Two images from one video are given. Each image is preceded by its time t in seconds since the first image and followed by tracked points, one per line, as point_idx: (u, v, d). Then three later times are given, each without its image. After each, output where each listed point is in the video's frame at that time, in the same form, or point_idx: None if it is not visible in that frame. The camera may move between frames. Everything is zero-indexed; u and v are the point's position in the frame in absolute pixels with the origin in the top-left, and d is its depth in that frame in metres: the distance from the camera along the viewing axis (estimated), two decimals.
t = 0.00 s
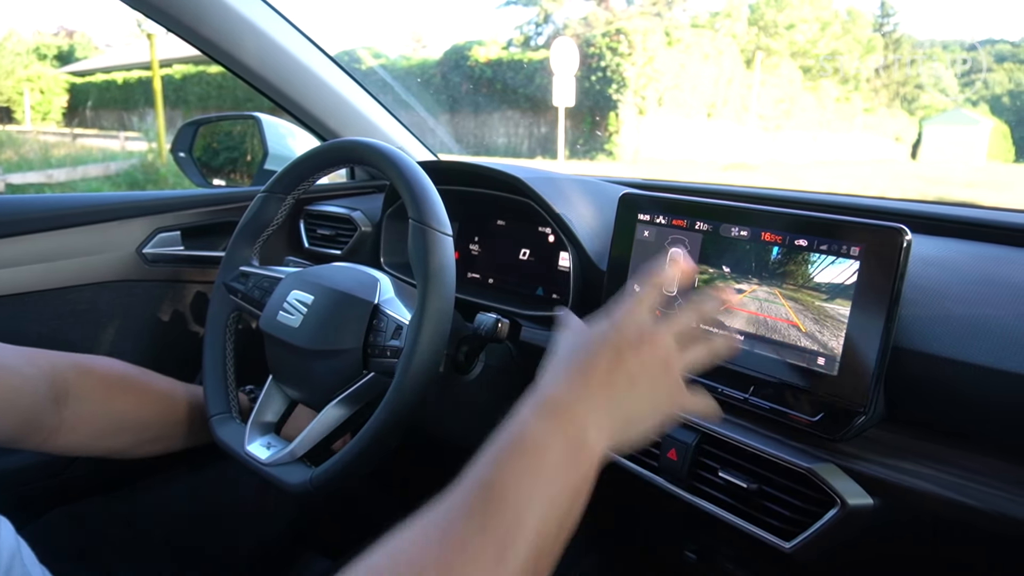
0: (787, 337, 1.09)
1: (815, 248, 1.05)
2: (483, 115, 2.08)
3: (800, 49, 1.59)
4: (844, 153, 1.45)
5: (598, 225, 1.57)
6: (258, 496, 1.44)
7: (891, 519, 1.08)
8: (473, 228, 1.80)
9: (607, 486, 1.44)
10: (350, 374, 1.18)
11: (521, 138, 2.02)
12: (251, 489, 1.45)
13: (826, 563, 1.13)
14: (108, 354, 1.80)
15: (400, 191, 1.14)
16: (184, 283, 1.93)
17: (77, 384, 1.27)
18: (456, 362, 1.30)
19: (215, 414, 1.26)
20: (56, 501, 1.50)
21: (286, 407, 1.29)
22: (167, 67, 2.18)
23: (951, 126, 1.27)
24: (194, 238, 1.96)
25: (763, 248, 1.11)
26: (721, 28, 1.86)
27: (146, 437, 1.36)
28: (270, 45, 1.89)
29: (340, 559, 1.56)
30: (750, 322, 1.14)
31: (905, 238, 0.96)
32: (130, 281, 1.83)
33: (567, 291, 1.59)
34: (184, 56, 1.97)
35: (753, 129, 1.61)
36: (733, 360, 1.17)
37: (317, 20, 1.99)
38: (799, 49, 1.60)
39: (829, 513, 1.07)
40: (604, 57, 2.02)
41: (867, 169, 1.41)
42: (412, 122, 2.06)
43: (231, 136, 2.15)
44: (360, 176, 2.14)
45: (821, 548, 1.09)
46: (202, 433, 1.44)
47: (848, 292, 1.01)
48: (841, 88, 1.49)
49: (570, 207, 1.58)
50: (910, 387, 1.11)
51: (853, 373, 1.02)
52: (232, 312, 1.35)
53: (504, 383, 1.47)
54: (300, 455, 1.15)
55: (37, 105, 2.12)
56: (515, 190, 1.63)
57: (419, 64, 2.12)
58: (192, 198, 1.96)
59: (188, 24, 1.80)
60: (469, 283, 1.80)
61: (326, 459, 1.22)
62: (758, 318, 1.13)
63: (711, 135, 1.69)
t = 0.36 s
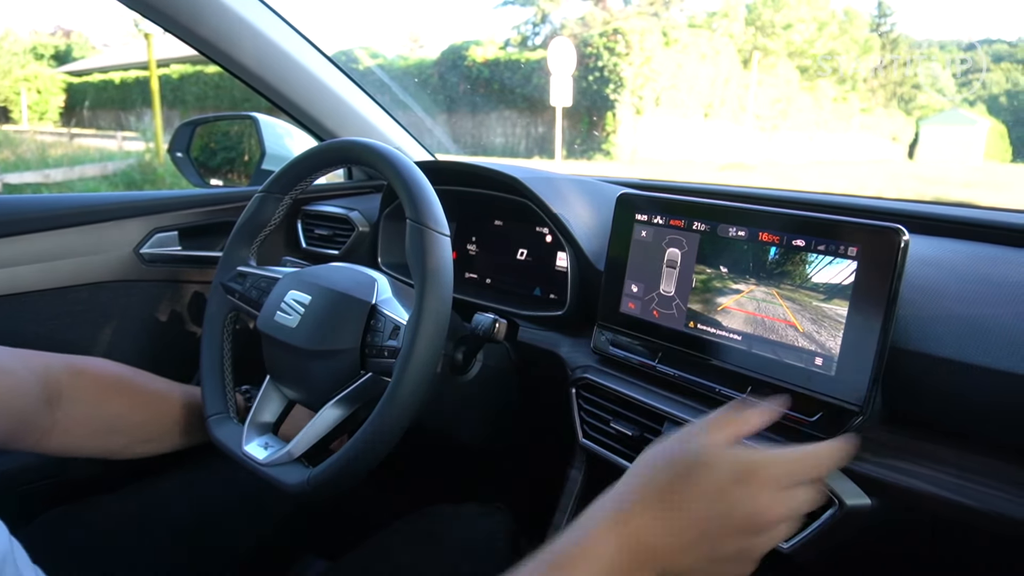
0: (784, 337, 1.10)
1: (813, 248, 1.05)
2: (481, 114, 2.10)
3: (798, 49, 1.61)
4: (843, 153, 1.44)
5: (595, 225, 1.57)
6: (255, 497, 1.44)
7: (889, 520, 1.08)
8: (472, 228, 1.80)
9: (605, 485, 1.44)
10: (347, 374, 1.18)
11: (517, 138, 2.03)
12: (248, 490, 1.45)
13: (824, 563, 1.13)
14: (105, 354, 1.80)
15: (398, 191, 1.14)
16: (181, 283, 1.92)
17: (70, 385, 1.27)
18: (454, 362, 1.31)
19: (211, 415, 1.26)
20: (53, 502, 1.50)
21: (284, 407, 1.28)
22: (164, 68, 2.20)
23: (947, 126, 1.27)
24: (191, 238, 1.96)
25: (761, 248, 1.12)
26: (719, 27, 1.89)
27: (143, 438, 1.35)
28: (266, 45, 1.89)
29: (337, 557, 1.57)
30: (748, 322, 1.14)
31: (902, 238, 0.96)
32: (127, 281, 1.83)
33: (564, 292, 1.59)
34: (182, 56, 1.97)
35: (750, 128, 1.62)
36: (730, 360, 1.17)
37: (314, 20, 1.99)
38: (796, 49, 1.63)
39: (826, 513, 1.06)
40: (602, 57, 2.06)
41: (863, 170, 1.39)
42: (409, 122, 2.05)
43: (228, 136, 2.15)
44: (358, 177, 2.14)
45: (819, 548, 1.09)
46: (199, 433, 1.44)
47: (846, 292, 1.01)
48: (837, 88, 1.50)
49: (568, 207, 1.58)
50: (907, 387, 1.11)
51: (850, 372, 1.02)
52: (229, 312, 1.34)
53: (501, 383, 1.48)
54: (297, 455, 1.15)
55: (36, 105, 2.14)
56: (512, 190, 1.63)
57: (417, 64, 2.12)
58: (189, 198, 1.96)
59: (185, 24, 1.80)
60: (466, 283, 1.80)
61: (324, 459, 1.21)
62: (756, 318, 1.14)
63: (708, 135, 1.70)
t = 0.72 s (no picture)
0: (783, 337, 1.10)
1: (811, 249, 1.05)
2: (479, 114, 2.09)
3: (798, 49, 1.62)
4: (843, 153, 1.43)
5: (594, 226, 1.56)
6: (253, 497, 1.44)
7: (886, 520, 1.08)
8: (470, 227, 1.80)
9: (603, 485, 1.44)
10: (347, 375, 1.18)
11: (517, 137, 2.04)
12: (247, 490, 1.45)
13: (821, 563, 1.13)
14: (105, 354, 1.80)
15: (397, 191, 1.14)
16: (180, 283, 1.92)
17: (71, 386, 1.26)
18: (453, 363, 1.30)
19: (210, 415, 1.26)
20: (52, 502, 1.50)
21: (283, 407, 1.28)
22: (163, 67, 2.19)
23: (946, 126, 1.27)
24: (190, 237, 1.97)
25: (760, 248, 1.11)
26: (718, 26, 1.90)
27: (141, 439, 1.36)
28: (265, 45, 1.88)
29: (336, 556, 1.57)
30: (746, 322, 1.14)
31: (902, 239, 0.96)
32: (127, 282, 1.83)
33: (563, 292, 1.59)
34: (181, 56, 1.97)
35: (750, 128, 1.62)
36: (729, 361, 1.17)
37: (313, 19, 1.98)
38: (796, 48, 1.63)
39: (825, 513, 1.06)
40: (601, 57, 2.07)
41: (860, 170, 1.39)
42: (408, 122, 2.05)
43: (227, 136, 2.17)
44: (357, 177, 2.14)
45: (816, 548, 1.09)
46: (197, 434, 1.44)
47: (845, 292, 1.01)
48: (837, 88, 1.50)
49: (567, 207, 1.58)
50: (905, 388, 1.11)
51: (850, 373, 1.02)
52: (227, 313, 1.34)
53: (500, 383, 1.48)
54: (296, 455, 1.14)
55: (33, 105, 2.11)
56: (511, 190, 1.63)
57: (416, 64, 2.12)
58: (190, 199, 1.97)
59: (184, 24, 1.80)
60: (465, 282, 1.80)
61: (322, 459, 1.21)
62: (754, 319, 1.13)
63: (708, 134, 1.70)
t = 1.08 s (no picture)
0: (783, 338, 1.10)
1: (811, 249, 1.05)
2: (479, 114, 2.09)
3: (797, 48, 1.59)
4: (841, 152, 1.44)
5: (594, 226, 1.56)
6: (254, 497, 1.44)
7: (885, 520, 1.08)
8: (470, 228, 1.80)
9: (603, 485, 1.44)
10: (347, 375, 1.18)
11: (516, 137, 2.04)
12: (247, 490, 1.45)
13: (821, 563, 1.13)
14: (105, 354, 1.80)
15: (397, 192, 1.14)
16: (180, 283, 1.92)
17: (73, 385, 1.27)
18: (452, 363, 1.30)
19: (210, 415, 1.26)
20: (52, 502, 1.50)
21: (283, 408, 1.28)
22: (162, 66, 2.18)
23: (945, 125, 1.27)
24: (190, 237, 1.97)
25: (759, 248, 1.12)
26: (717, 27, 1.89)
27: (142, 439, 1.36)
28: (265, 45, 1.88)
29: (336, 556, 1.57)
30: (747, 322, 1.14)
31: (902, 240, 0.96)
32: (127, 281, 1.83)
33: (563, 292, 1.59)
34: (180, 55, 1.97)
35: (750, 127, 1.62)
36: (729, 361, 1.17)
37: (312, 18, 1.98)
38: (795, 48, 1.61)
39: (824, 514, 1.06)
40: (600, 57, 2.06)
41: (859, 169, 1.40)
42: (407, 122, 2.06)
43: (227, 135, 2.16)
44: (357, 177, 2.13)
45: (816, 548, 1.09)
46: (197, 434, 1.44)
47: (845, 293, 1.01)
48: (836, 87, 1.49)
49: (567, 207, 1.58)
50: (904, 388, 1.11)
51: (849, 373, 1.02)
52: (227, 313, 1.34)
53: (499, 383, 1.48)
54: (296, 455, 1.15)
55: (32, 105, 2.11)
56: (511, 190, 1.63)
57: (415, 63, 2.12)
58: (190, 198, 1.97)
59: (183, 24, 1.80)
60: (465, 282, 1.80)
61: (322, 459, 1.21)
62: (754, 319, 1.14)
63: (707, 134, 1.70)
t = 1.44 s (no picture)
0: (783, 338, 1.10)
1: (811, 249, 1.05)
2: (479, 114, 2.09)
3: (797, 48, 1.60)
4: (840, 152, 1.44)
5: (594, 226, 1.57)
6: (253, 497, 1.44)
7: (885, 520, 1.08)
8: (470, 228, 1.80)
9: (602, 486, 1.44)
10: (347, 375, 1.18)
11: (517, 137, 2.03)
12: (247, 490, 1.45)
13: (821, 563, 1.13)
14: (105, 354, 1.80)
15: (397, 191, 1.14)
16: (180, 283, 1.92)
17: (72, 385, 1.26)
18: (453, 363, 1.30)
19: (210, 415, 1.26)
20: (52, 501, 1.50)
21: (283, 408, 1.28)
22: (162, 66, 2.17)
23: (945, 126, 1.27)
24: (190, 237, 1.97)
25: (760, 248, 1.11)
26: (718, 27, 1.88)
27: (141, 439, 1.35)
28: (265, 45, 1.88)
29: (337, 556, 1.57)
30: (747, 322, 1.14)
31: (902, 240, 0.96)
32: (127, 282, 1.83)
33: (563, 292, 1.59)
34: (180, 56, 1.97)
35: (750, 127, 1.62)
36: (729, 361, 1.17)
37: (312, 18, 1.98)
38: (795, 48, 1.61)
39: (824, 514, 1.06)
40: (600, 57, 2.07)
41: (859, 169, 1.40)
42: (407, 122, 2.06)
43: (227, 136, 2.17)
44: (357, 177, 2.14)
45: (816, 549, 1.09)
46: (197, 434, 1.44)
47: (845, 293, 1.01)
48: (837, 88, 1.49)
49: (567, 207, 1.58)
50: (904, 388, 1.11)
51: (849, 373, 1.02)
52: (227, 313, 1.34)
53: (499, 383, 1.48)
54: (296, 455, 1.15)
55: (33, 105, 2.10)
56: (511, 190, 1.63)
57: (416, 64, 2.12)
58: (190, 198, 1.97)
59: (183, 24, 1.80)
60: (465, 282, 1.80)
61: (322, 459, 1.21)
62: (754, 319, 1.13)
63: (708, 134, 1.70)
